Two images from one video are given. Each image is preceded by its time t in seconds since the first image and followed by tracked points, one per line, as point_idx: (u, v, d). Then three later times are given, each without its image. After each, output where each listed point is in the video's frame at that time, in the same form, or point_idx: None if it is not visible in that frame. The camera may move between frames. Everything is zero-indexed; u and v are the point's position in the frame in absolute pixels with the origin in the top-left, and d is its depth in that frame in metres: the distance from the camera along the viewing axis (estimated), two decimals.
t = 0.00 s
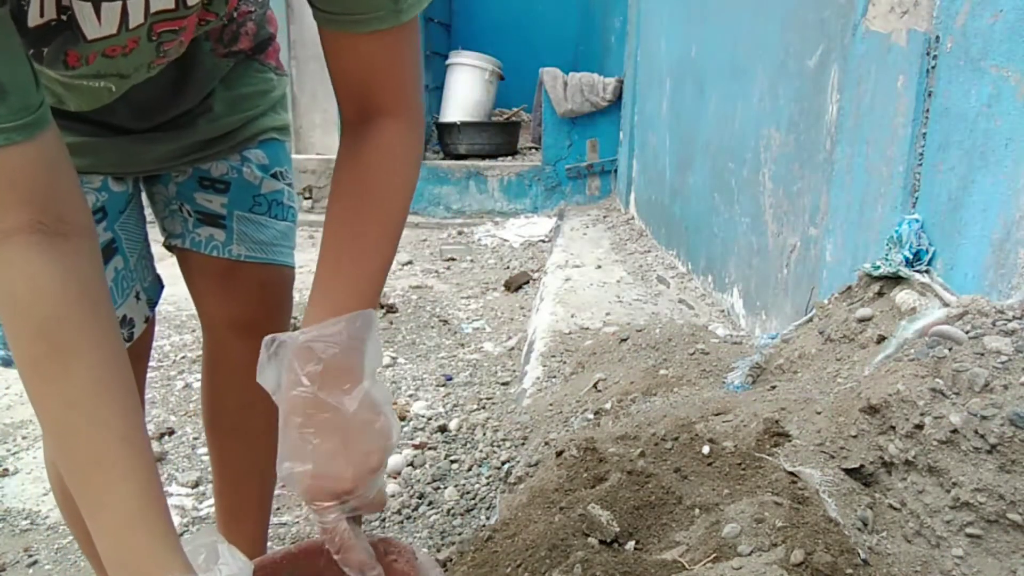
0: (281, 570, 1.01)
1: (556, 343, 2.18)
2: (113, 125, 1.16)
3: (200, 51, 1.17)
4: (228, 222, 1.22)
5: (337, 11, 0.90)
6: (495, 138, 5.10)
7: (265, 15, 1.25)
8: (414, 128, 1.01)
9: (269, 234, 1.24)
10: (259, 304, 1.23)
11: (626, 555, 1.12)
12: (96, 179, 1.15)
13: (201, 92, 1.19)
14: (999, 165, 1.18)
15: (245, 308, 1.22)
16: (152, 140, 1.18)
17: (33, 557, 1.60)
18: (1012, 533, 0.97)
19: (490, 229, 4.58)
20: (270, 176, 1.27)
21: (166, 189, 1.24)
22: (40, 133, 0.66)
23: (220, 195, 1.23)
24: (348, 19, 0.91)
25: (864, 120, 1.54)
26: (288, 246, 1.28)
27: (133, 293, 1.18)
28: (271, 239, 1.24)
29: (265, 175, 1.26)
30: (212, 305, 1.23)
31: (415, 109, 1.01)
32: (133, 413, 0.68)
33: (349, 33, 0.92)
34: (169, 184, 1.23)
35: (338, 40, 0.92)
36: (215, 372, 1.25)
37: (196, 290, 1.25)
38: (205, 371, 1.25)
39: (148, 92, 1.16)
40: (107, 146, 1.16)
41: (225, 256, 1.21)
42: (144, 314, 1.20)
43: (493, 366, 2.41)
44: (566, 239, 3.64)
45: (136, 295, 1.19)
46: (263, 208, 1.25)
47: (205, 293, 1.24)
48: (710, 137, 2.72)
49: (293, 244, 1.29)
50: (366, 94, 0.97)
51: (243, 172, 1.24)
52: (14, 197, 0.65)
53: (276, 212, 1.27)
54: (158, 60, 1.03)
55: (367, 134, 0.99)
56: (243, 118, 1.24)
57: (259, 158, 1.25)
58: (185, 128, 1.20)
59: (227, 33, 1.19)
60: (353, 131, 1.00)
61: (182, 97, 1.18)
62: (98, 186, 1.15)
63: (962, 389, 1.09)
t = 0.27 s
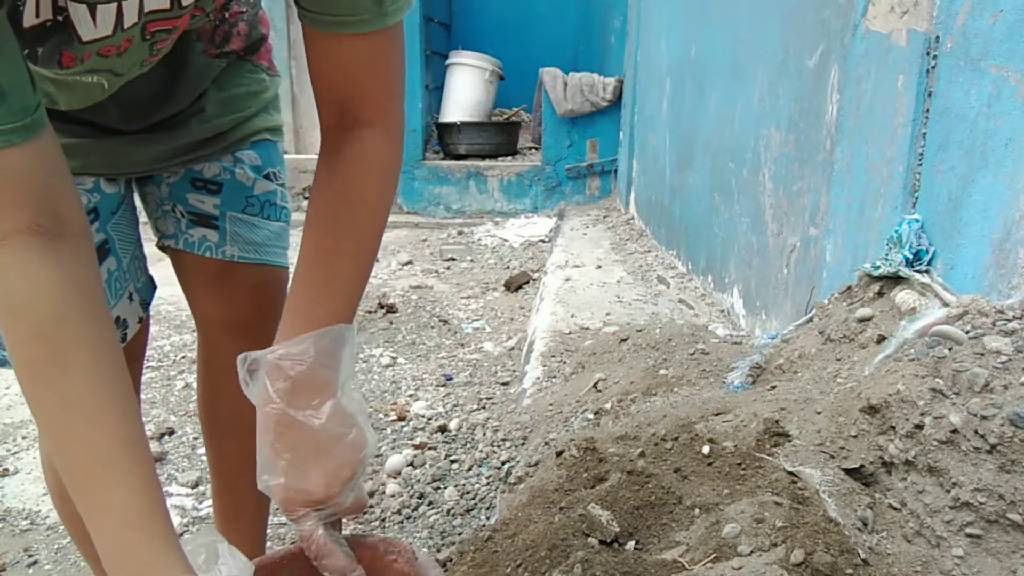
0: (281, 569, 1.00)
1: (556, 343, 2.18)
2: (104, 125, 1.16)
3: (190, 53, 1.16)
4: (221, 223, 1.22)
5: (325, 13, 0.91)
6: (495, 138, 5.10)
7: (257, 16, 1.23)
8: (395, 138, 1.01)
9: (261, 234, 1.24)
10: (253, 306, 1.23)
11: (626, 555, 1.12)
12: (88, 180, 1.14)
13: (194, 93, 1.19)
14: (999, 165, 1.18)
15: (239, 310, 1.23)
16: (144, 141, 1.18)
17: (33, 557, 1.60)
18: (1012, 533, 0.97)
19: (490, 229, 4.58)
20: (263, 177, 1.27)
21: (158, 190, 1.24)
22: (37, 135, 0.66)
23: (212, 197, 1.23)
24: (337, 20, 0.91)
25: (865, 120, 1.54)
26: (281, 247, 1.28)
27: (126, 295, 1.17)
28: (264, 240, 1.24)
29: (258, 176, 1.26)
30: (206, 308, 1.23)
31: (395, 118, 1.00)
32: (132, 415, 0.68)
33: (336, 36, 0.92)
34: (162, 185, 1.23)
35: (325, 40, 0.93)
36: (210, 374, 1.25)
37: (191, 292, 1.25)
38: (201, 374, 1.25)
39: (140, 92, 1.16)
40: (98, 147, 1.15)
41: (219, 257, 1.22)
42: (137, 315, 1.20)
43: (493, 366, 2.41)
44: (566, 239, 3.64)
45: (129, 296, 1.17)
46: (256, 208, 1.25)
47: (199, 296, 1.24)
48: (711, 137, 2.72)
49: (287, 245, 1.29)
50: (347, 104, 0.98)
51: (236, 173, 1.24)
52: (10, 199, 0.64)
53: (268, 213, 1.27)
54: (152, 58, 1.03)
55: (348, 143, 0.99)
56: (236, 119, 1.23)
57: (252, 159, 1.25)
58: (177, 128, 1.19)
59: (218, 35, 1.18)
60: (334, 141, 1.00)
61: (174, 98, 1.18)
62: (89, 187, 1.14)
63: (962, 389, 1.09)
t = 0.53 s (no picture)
0: (281, 570, 1.00)
1: (556, 343, 2.18)
2: (102, 127, 1.16)
3: (189, 53, 1.17)
4: (219, 224, 1.22)
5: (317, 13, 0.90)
6: (495, 138, 5.10)
7: (254, 16, 1.23)
8: (394, 152, 1.01)
9: (259, 235, 1.24)
10: (253, 308, 1.23)
11: (626, 555, 1.12)
12: (87, 181, 1.15)
13: (192, 93, 1.19)
14: (999, 165, 1.18)
15: (239, 312, 1.23)
16: (143, 142, 1.18)
17: (33, 557, 1.60)
18: (1012, 533, 0.97)
19: (490, 229, 4.58)
20: (261, 177, 1.27)
21: (156, 190, 1.24)
22: (38, 137, 0.66)
23: (210, 197, 1.23)
24: (328, 21, 0.91)
25: (865, 120, 1.54)
26: (280, 248, 1.28)
27: (125, 295, 1.17)
28: (262, 240, 1.24)
29: (256, 177, 1.26)
30: (206, 309, 1.23)
31: (393, 127, 1.01)
32: (131, 417, 0.68)
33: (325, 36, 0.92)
34: (160, 186, 1.23)
35: (316, 40, 0.92)
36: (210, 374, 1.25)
37: (190, 292, 1.25)
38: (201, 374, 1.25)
39: (140, 92, 1.16)
40: (97, 149, 1.15)
41: (217, 258, 1.21)
42: (136, 316, 1.20)
43: (493, 366, 2.41)
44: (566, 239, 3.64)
45: (128, 297, 1.17)
46: (254, 209, 1.25)
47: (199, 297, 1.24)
48: (710, 137, 2.72)
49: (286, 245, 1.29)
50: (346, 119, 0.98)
51: (234, 174, 1.24)
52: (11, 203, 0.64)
53: (266, 213, 1.27)
54: (152, 61, 1.04)
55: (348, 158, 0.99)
56: (234, 119, 1.23)
57: (250, 160, 1.25)
58: (176, 129, 1.20)
59: (216, 34, 1.19)
60: (334, 156, 1.00)
61: (172, 99, 1.18)
62: (88, 188, 1.14)
63: (962, 389, 1.09)
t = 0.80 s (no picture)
0: (280, 569, 1.03)
1: (556, 343, 2.18)
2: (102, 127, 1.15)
3: (189, 54, 1.17)
4: (220, 226, 1.22)
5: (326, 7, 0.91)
6: (495, 138, 5.10)
7: (255, 16, 1.23)
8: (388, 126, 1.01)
9: (260, 237, 1.24)
10: (252, 308, 1.24)
11: (626, 555, 1.12)
12: (86, 182, 1.14)
13: (192, 94, 1.19)
14: (999, 165, 1.18)
15: (239, 312, 1.23)
16: (142, 142, 1.18)
17: (33, 557, 1.60)
18: (1012, 533, 0.97)
19: (490, 229, 4.58)
20: (262, 179, 1.27)
21: (156, 192, 1.24)
22: (37, 136, 0.66)
23: (212, 198, 1.23)
24: (338, 11, 0.91)
25: (865, 120, 1.54)
26: (280, 249, 1.28)
27: (125, 297, 1.17)
28: (263, 241, 1.25)
29: (257, 178, 1.26)
30: (206, 310, 1.24)
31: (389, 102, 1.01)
32: (132, 417, 0.68)
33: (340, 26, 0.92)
34: (160, 187, 1.23)
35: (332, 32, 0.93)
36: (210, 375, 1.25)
37: (190, 294, 1.25)
38: (200, 376, 1.25)
39: (140, 91, 1.16)
40: (95, 148, 1.14)
41: (218, 259, 1.22)
42: (135, 318, 1.20)
43: (493, 366, 2.41)
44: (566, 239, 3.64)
45: (128, 298, 1.17)
46: (255, 210, 1.25)
47: (199, 298, 1.24)
48: (711, 137, 2.72)
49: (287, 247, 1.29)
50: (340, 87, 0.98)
51: (235, 175, 1.24)
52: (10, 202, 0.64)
53: (267, 215, 1.27)
54: (150, 61, 1.03)
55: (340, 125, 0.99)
56: (235, 121, 1.23)
57: (251, 161, 1.25)
58: (176, 130, 1.19)
59: (217, 35, 1.19)
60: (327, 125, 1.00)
61: (173, 99, 1.18)
62: (88, 189, 1.14)
63: (962, 389, 1.09)
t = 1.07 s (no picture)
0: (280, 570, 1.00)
1: (556, 343, 2.18)
2: (103, 128, 1.15)
3: (192, 56, 1.17)
4: (222, 227, 1.23)
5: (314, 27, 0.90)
6: (495, 138, 5.10)
7: (259, 17, 1.23)
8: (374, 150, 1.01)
9: (262, 237, 1.24)
10: (252, 309, 1.23)
11: (626, 555, 1.12)
12: (88, 182, 1.14)
13: (194, 96, 1.19)
14: (999, 165, 1.18)
15: (239, 313, 1.23)
16: (143, 143, 1.17)
17: (33, 557, 1.60)
18: (1012, 533, 0.97)
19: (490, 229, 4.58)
20: (264, 180, 1.27)
21: (158, 192, 1.24)
22: (39, 137, 0.67)
23: (213, 199, 1.23)
24: (325, 33, 0.90)
25: (865, 120, 1.54)
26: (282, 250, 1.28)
27: (127, 298, 1.17)
28: (265, 242, 1.25)
29: (259, 179, 1.26)
30: (208, 309, 1.24)
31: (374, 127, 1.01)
32: (133, 417, 0.67)
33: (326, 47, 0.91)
34: (162, 187, 1.24)
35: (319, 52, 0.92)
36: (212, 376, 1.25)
37: (192, 294, 1.26)
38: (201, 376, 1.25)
39: (141, 93, 1.15)
40: (96, 149, 1.14)
41: (220, 260, 1.22)
42: (137, 318, 1.20)
43: (493, 366, 2.40)
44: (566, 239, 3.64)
45: (130, 299, 1.17)
46: (257, 211, 1.25)
47: (199, 298, 1.24)
48: (711, 136, 2.72)
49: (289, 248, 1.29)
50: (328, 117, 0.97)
51: (237, 176, 1.24)
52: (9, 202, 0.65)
53: (269, 215, 1.27)
54: (151, 71, 1.04)
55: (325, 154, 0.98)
56: (236, 122, 1.24)
57: (252, 162, 1.25)
58: (177, 131, 1.19)
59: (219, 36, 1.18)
60: (314, 152, 0.99)
61: (173, 100, 1.18)
62: (90, 190, 1.14)
63: (962, 389, 1.09)
